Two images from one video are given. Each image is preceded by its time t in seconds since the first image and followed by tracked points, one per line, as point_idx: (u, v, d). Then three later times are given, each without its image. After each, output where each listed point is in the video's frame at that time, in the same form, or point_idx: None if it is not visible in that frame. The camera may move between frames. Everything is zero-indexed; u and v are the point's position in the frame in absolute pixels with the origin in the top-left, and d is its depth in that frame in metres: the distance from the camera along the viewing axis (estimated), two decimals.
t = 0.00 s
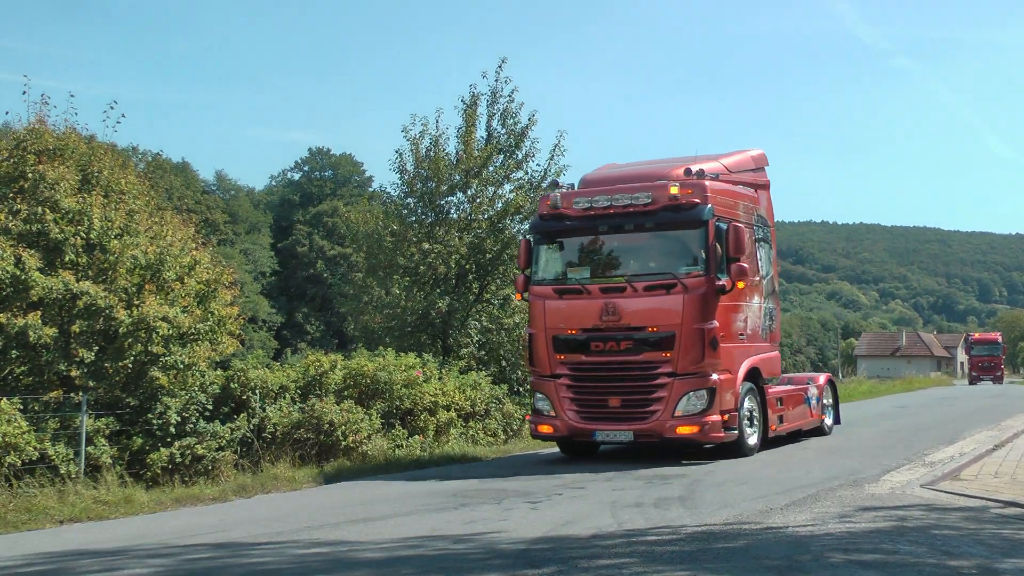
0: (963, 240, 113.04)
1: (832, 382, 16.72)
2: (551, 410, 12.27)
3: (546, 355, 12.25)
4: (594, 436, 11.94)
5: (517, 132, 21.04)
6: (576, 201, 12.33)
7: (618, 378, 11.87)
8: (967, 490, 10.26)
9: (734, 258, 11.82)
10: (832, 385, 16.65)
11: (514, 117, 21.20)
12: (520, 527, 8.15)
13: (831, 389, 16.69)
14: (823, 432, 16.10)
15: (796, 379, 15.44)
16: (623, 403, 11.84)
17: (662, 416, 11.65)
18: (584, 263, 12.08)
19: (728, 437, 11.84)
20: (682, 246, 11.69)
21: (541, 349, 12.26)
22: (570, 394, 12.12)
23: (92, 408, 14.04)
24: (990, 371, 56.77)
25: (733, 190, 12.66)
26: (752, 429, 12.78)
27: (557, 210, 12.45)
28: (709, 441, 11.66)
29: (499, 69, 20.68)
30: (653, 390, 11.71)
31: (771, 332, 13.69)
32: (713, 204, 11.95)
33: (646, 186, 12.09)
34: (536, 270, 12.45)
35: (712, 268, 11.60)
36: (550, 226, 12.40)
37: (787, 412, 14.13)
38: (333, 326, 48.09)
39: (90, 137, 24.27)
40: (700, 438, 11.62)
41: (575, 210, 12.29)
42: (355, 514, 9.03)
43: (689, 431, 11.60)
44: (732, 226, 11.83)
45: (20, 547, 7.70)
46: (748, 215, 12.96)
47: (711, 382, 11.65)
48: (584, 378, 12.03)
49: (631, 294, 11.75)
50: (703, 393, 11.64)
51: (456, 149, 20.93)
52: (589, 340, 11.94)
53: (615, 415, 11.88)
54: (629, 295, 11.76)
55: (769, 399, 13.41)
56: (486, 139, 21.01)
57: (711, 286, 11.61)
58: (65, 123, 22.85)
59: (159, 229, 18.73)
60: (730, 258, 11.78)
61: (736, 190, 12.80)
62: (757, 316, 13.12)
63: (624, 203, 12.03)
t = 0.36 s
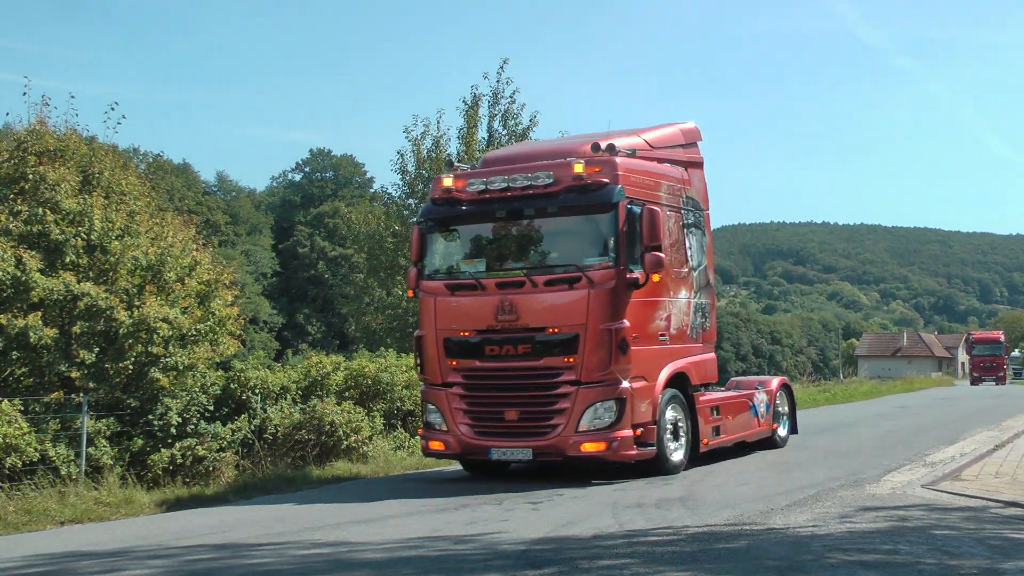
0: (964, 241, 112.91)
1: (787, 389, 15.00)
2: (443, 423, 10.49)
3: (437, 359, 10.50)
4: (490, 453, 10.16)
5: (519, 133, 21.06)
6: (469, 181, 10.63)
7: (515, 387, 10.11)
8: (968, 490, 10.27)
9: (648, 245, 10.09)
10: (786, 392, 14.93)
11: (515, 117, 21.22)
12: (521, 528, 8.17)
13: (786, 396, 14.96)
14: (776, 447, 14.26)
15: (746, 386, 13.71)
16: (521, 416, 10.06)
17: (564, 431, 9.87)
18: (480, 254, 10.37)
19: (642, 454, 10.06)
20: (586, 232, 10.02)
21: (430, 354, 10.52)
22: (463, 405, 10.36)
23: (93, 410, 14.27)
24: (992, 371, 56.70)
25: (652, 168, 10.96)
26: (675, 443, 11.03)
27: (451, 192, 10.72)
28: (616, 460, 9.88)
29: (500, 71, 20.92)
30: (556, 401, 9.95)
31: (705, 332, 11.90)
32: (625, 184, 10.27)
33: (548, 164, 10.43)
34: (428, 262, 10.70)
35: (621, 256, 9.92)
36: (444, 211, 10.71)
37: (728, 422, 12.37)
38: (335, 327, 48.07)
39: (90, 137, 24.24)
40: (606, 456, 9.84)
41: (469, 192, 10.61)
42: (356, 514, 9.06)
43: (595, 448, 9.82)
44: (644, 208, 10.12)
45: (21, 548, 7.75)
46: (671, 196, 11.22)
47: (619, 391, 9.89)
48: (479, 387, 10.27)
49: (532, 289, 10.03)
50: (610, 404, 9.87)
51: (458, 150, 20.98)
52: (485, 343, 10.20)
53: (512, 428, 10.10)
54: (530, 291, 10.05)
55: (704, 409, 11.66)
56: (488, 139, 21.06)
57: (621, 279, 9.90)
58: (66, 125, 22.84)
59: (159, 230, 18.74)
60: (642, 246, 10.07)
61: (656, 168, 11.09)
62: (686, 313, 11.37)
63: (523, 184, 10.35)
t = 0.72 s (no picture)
0: (965, 241, 112.75)
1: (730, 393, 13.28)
2: (304, 436, 8.98)
3: (297, 363, 8.97)
4: (354, 471, 8.65)
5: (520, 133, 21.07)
6: (330, 157, 9.17)
7: (380, 394, 8.56)
8: (968, 490, 10.27)
9: (529, 225, 8.49)
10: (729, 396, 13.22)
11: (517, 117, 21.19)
12: (522, 528, 8.18)
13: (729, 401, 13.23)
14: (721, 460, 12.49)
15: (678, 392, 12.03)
16: (386, 428, 8.51)
17: (434, 445, 8.32)
18: (342, 240, 8.87)
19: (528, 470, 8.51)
20: (457, 212, 8.47)
21: (288, 355, 8.99)
22: (324, 415, 8.83)
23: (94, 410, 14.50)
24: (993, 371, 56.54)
25: (544, 137, 9.28)
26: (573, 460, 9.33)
27: (313, 170, 9.25)
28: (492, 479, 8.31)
29: (500, 70, 20.59)
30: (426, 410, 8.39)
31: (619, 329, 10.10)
32: (505, 153, 8.68)
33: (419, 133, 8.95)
34: (288, 252, 9.20)
35: (496, 237, 8.35)
36: (306, 191, 9.20)
37: (648, 432, 10.59)
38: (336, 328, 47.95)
39: (90, 137, 24.27)
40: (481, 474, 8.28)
41: (331, 168, 9.13)
42: (357, 514, 9.10)
43: (468, 464, 8.27)
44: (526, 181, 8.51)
45: (22, 547, 7.77)
46: (568, 169, 9.51)
47: (495, 397, 8.28)
48: (341, 393, 8.74)
49: (399, 277, 8.51)
50: (486, 412, 8.30)
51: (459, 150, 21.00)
52: (347, 342, 8.68)
53: (378, 442, 8.57)
54: (396, 280, 8.53)
55: (616, 420, 9.89)
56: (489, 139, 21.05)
57: (497, 264, 8.33)
58: (66, 125, 22.83)
59: (159, 230, 18.76)
60: (524, 225, 8.49)
61: (550, 138, 9.38)
62: (590, 307, 9.57)
63: (388, 156, 8.85)
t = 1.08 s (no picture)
0: (966, 242, 112.59)
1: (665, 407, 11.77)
2: (118, 452, 7.60)
3: (114, 365, 7.59)
4: (170, 494, 7.29)
5: (521, 133, 21.11)
6: (157, 122, 7.82)
7: (201, 403, 7.20)
8: (970, 490, 10.27)
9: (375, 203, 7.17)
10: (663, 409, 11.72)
11: (517, 117, 21.22)
12: (524, 528, 8.20)
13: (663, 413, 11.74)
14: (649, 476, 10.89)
15: (598, 396, 10.51)
16: (205, 444, 7.16)
17: (256, 466, 6.95)
18: (166, 220, 7.51)
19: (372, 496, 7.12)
20: (297, 188, 7.14)
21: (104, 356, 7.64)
22: (141, 426, 7.46)
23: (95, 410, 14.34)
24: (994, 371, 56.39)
25: (408, 104, 7.92)
26: (439, 483, 7.88)
27: (139, 139, 7.89)
28: (322, 505, 6.93)
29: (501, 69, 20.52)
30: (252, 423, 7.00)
31: (511, 331, 8.63)
32: (352, 119, 7.32)
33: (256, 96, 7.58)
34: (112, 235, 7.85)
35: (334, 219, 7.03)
36: (129, 163, 7.82)
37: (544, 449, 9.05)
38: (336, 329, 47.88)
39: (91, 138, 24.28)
40: (310, 501, 6.89)
41: (158, 137, 7.75)
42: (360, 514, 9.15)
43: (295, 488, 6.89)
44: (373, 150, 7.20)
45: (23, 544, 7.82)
46: (439, 142, 8.12)
47: (328, 408, 6.90)
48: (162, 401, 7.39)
49: (227, 265, 7.17)
50: (318, 426, 6.91)
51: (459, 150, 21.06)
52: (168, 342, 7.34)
53: (198, 460, 7.21)
54: (225, 268, 7.18)
55: (501, 437, 8.40)
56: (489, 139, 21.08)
57: (334, 249, 7.00)
58: (67, 125, 22.80)
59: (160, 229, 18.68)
60: (369, 205, 7.16)
61: (415, 103, 8.01)
62: (465, 304, 8.08)
63: (218, 122, 7.48)
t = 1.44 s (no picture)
0: (967, 242, 112.43)
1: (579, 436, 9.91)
2: None
3: None
4: None
5: (521, 133, 21.16)
6: None
7: None
8: (969, 490, 10.31)
9: (142, 165, 5.53)
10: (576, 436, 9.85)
11: (518, 118, 21.26)
12: (525, 528, 8.23)
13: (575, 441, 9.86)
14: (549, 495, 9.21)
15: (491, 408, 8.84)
16: None
17: None
18: None
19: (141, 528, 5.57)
20: (57, 148, 5.61)
21: None
22: None
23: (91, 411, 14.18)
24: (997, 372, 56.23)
25: (208, 51, 6.22)
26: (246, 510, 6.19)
27: None
28: (73, 539, 5.36)
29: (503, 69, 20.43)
30: None
31: (350, 324, 6.87)
32: (118, 67, 5.66)
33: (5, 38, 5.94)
34: None
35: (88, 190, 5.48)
36: None
37: (399, 467, 7.29)
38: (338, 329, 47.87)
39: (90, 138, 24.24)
40: (53, 535, 5.29)
41: None
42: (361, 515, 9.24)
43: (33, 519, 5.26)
44: (140, 100, 5.59)
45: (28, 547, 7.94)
46: (249, 97, 6.37)
47: (80, 417, 5.32)
48: None
49: None
50: (65, 440, 5.32)
51: (460, 151, 21.10)
52: None
53: None
54: None
55: (335, 453, 6.67)
56: (490, 139, 21.14)
57: (89, 223, 5.45)
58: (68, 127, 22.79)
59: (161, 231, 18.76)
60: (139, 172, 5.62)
61: (220, 50, 6.31)
62: (281, 291, 6.40)
63: None
